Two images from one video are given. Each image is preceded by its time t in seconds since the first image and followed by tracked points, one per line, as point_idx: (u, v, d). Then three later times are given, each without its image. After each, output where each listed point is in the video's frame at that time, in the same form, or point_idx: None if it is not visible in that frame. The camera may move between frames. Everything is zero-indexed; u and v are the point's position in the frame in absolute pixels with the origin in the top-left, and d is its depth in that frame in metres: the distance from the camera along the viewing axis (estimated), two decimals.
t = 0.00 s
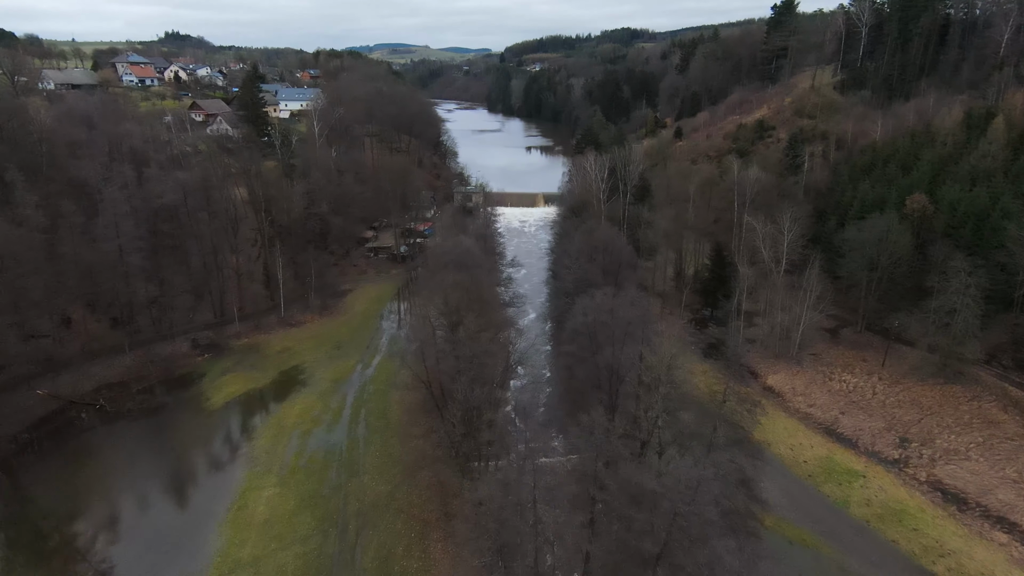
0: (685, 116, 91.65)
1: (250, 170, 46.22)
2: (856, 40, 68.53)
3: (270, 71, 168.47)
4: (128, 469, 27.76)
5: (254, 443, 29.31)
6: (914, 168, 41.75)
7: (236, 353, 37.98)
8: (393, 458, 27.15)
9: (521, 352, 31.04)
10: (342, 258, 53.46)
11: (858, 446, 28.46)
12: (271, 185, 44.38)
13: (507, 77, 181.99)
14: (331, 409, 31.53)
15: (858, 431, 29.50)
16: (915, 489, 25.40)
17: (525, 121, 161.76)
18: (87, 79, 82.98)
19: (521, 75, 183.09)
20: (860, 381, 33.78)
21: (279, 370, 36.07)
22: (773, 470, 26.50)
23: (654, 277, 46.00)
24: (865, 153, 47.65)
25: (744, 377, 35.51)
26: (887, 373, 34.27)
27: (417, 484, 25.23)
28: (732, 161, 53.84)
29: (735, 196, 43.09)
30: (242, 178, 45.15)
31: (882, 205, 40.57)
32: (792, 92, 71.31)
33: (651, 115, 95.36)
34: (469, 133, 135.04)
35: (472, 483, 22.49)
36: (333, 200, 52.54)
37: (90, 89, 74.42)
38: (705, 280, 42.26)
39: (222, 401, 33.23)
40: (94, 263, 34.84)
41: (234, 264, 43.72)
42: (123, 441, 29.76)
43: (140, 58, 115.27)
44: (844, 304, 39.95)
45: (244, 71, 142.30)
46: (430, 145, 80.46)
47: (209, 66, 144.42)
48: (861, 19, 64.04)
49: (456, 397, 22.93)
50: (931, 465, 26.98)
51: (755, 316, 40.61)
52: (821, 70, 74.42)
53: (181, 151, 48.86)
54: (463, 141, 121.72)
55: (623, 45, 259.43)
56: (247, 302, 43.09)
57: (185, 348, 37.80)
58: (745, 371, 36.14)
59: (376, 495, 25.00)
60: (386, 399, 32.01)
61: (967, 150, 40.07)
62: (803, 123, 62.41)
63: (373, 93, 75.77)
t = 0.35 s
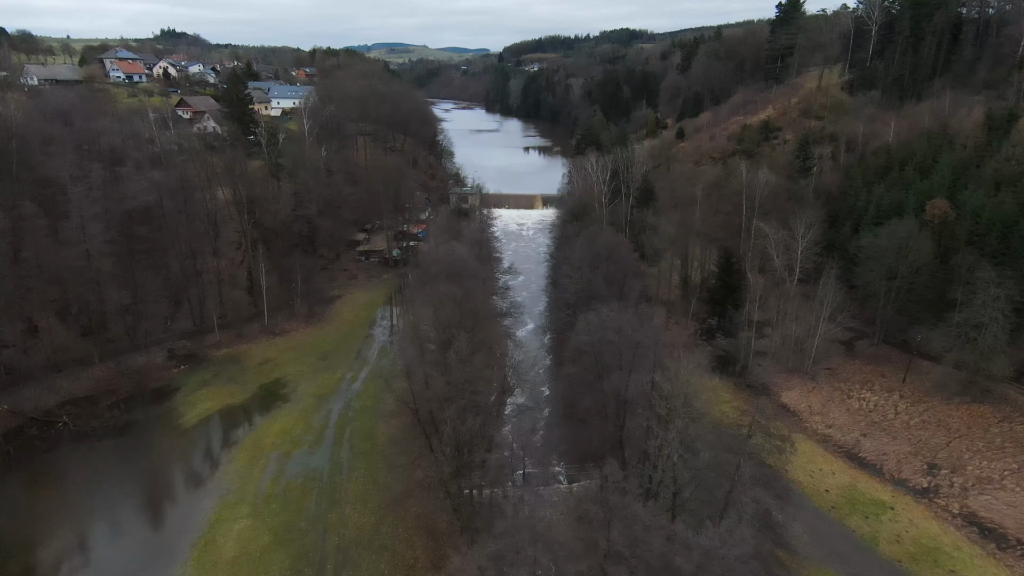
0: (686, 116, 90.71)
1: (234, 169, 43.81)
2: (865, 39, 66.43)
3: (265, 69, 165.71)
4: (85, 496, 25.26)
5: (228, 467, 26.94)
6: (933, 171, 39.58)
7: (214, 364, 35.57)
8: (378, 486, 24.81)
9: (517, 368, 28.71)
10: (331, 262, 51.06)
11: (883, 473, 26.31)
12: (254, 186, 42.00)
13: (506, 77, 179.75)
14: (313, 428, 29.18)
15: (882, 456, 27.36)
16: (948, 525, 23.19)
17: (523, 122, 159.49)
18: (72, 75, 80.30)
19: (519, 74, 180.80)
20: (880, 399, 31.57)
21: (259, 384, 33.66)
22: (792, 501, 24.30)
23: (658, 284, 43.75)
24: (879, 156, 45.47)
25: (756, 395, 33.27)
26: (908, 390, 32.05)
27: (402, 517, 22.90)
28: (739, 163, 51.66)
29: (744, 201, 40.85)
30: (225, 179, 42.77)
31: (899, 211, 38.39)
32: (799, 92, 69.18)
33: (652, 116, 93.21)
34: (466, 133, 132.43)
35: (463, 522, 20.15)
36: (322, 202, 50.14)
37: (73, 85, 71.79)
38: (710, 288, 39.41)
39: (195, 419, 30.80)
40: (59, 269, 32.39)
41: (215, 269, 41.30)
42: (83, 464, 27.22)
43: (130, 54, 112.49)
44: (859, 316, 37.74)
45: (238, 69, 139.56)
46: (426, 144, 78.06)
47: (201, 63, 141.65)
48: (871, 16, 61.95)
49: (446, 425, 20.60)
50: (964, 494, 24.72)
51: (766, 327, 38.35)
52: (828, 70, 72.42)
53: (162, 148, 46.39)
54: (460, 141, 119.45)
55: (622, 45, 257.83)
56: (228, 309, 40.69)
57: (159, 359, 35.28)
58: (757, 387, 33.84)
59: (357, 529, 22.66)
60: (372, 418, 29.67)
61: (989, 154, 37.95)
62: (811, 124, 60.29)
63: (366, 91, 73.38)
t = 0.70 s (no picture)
0: (690, 117, 89.25)
1: (220, 168, 41.56)
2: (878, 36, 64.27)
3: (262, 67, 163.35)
4: (41, 527, 22.96)
5: (200, 493, 24.72)
6: (958, 174, 37.35)
7: (193, 376, 33.28)
8: (363, 517, 22.63)
9: (516, 386, 26.47)
10: (322, 266, 48.83)
11: (915, 504, 24.07)
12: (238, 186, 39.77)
13: (506, 77, 177.53)
14: (296, 449, 27.04)
15: (913, 484, 25.12)
16: (993, 566, 20.94)
17: (523, 121, 157.43)
18: (60, 71, 77.95)
19: (520, 74, 178.60)
20: (906, 419, 29.33)
21: (241, 399, 31.44)
22: (819, 538, 22.05)
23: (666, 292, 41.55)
24: (898, 158, 43.23)
25: (773, 413, 31.03)
26: (937, 409, 29.79)
27: (389, 556, 20.70)
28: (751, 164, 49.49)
29: (757, 205, 38.66)
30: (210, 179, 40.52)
31: (923, 215, 36.12)
32: (809, 91, 67.01)
33: (655, 116, 91.16)
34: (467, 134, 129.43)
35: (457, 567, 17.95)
36: (313, 203, 47.90)
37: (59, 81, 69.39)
38: (721, 296, 36.33)
39: (169, 437, 28.52)
40: (25, 275, 30.02)
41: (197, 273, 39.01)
42: (42, 489, 24.92)
43: (124, 51, 110.08)
44: (881, 327, 35.47)
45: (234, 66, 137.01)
46: (424, 144, 75.89)
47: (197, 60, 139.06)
48: (886, 13, 59.75)
49: (438, 457, 18.30)
50: (1007, 529, 22.46)
51: (781, 338, 36.09)
52: (838, 69, 70.26)
53: (144, 146, 44.10)
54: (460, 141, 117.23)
55: (623, 45, 255.69)
56: (212, 316, 38.39)
57: (135, 371, 33.00)
58: (773, 404, 31.60)
59: (338, 568, 20.47)
60: (360, 438, 27.55)
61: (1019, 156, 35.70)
62: (822, 124, 58.09)
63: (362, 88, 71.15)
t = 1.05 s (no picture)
0: (697, 116, 87.05)
1: (205, 168, 39.45)
2: (893, 33, 62.06)
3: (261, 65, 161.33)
4: None
5: (170, 525, 22.52)
6: (988, 175, 35.05)
7: (172, 391, 31.11)
8: (347, 557, 20.49)
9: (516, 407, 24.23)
10: (315, 270, 46.66)
11: (958, 541, 21.79)
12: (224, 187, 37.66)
13: (507, 77, 175.33)
14: (278, 475, 24.91)
15: (953, 517, 22.86)
16: None
17: (525, 122, 155.27)
18: (50, 68, 75.85)
19: (522, 73, 176.41)
20: (940, 441, 27.05)
21: (221, 417, 29.25)
22: None
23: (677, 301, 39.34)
24: (922, 158, 40.88)
25: (794, 434, 28.83)
26: (973, 429, 27.45)
27: None
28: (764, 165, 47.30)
29: (773, 208, 36.44)
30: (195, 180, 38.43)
31: (951, 220, 33.82)
32: (821, 89, 64.78)
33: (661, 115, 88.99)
34: (467, 134, 126.80)
35: None
36: (305, 205, 45.77)
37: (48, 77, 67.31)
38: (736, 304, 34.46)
39: (142, 459, 26.37)
40: None
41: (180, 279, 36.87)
42: None
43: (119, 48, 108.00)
44: (907, 340, 33.13)
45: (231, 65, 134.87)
46: (423, 143, 73.74)
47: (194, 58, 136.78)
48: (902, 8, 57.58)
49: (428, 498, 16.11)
50: None
51: (800, 350, 33.85)
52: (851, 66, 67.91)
53: (126, 145, 41.90)
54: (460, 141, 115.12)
55: (626, 45, 253.49)
56: (195, 325, 36.23)
57: (109, 386, 30.81)
58: (794, 424, 29.38)
59: None
60: (347, 463, 25.40)
61: None
62: (837, 123, 55.77)
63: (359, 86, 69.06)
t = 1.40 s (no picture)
0: (700, 115, 85.07)
1: (188, 169, 37.30)
2: (906, 27, 59.89)
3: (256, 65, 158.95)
4: None
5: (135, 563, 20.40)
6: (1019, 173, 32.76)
7: (147, 408, 28.94)
8: None
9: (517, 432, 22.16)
10: (306, 276, 44.46)
11: None
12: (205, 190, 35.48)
13: (507, 76, 173.01)
14: (257, 504, 22.86)
15: (1001, 553, 20.67)
16: None
17: (524, 121, 153.01)
18: (35, 65, 73.61)
19: (521, 72, 174.14)
20: (977, 463, 24.84)
21: (198, 438, 27.05)
22: None
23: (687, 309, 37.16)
24: (944, 157, 38.71)
25: (817, 455, 26.72)
26: (1012, 449, 25.24)
27: None
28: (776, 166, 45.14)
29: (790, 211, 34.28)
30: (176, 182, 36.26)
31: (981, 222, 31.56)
32: (832, 86, 62.61)
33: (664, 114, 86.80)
34: (466, 134, 123.89)
35: None
36: (295, 208, 43.57)
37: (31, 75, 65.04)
38: (750, 313, 32.41)
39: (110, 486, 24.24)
40: None
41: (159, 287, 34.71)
42: None
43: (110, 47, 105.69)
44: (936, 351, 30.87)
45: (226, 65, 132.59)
46: (420, 143, 71.53)
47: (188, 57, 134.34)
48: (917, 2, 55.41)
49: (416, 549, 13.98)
50: None
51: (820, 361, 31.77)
52: (860, 63, 65.84)
53: (105, 144, 39.70)
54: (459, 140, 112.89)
55: (626, 43, 251.27)
56: (176, 336, 34.05)
57: (79, 404, 28.58)
58: (818, 445, 27.24)
59: None
60: (334, 491, 23.38)
61: None
62: (849, 121, 53.72)
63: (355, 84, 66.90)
